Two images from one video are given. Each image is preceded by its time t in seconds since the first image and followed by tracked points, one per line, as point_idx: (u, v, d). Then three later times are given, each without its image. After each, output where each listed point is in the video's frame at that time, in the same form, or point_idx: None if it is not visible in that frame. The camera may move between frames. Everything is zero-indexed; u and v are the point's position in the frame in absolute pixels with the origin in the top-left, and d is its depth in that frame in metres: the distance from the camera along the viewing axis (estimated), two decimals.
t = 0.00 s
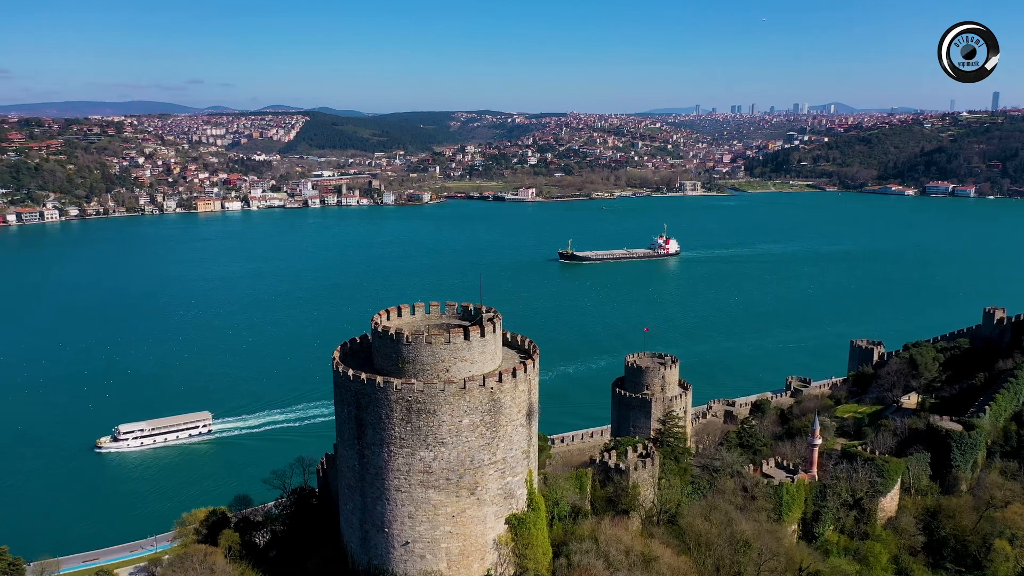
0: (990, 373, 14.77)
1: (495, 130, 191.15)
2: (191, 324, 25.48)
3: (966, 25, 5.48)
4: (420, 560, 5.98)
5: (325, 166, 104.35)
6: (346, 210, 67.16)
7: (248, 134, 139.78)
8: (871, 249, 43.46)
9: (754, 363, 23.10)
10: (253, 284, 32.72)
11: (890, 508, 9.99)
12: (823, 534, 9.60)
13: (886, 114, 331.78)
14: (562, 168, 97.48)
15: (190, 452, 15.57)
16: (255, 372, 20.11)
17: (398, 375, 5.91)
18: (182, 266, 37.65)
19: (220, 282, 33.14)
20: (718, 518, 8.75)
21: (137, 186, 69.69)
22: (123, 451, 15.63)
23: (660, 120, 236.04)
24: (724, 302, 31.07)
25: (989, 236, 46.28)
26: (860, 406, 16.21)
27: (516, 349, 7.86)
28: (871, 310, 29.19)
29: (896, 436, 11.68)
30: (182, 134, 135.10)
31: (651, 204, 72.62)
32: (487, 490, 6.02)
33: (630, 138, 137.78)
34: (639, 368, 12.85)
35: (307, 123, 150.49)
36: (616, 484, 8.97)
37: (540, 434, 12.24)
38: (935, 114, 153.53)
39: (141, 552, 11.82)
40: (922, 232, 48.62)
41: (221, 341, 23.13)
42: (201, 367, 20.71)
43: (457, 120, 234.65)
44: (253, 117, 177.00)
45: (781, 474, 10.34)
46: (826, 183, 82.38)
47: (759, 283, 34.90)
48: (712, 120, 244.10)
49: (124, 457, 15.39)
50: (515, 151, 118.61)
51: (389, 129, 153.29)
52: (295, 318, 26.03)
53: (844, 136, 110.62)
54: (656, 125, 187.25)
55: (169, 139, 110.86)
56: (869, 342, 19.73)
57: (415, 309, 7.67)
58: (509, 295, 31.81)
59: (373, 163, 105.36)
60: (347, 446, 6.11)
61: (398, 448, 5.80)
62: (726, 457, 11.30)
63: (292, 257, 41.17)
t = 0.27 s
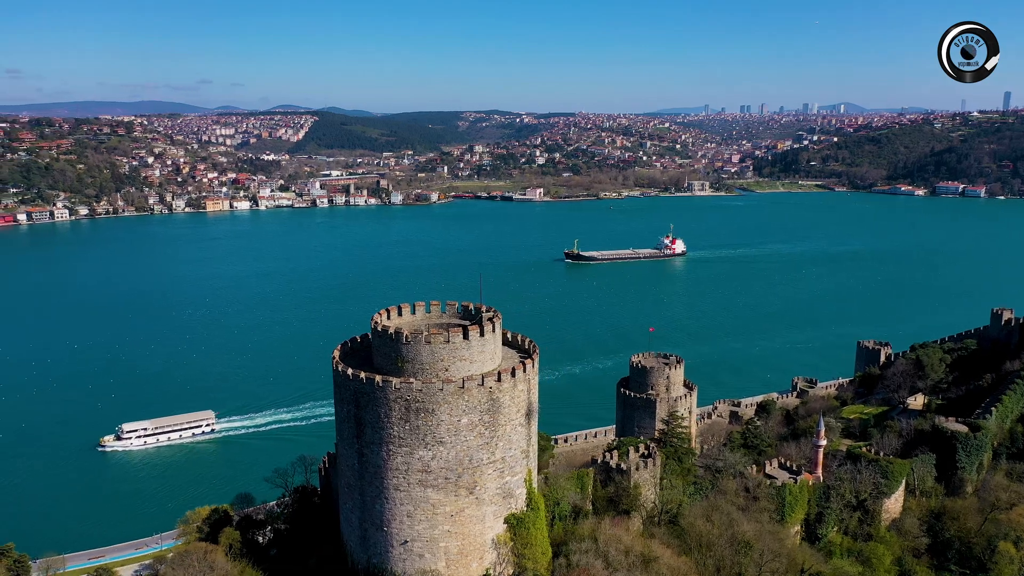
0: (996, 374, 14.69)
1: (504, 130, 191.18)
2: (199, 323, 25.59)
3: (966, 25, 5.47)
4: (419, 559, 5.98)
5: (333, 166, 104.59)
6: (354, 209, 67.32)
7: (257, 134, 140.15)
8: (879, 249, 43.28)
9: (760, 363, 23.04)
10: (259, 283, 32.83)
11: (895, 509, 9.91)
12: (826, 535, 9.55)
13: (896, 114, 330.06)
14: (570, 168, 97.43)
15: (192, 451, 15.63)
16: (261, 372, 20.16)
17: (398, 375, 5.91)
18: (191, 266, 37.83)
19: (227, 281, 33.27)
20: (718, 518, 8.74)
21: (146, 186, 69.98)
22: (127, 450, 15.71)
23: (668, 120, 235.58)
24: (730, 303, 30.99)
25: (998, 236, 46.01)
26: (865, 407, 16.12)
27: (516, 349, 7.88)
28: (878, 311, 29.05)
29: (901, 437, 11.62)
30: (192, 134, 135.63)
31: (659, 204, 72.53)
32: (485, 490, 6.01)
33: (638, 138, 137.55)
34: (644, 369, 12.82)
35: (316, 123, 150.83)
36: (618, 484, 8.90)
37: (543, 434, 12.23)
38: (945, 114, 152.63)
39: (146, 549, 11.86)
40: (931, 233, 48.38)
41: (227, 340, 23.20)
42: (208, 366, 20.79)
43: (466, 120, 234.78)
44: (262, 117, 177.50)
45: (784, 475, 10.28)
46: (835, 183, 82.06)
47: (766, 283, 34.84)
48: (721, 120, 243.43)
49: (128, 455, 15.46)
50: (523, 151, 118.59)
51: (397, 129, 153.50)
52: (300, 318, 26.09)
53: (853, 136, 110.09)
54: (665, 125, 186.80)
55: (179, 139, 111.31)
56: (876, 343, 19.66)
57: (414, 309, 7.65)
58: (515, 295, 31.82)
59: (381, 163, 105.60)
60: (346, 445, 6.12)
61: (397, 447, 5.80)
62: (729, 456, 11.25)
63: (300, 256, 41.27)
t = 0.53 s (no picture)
0: (1003, 376, 14.60)
1: (512, 130, 191.16)
2: (206, 322, 25.68)
3: (966, 26, 5.44)
4: (418, 558, 5.97)
5: (342, 165, 104.82)
6: (361, 209, 67.46)
7: (266, 134, 140.63)
8: (888, 250, 43.04)
9: (766, 364, 22.97)
10: (266, 283, 32.92)
11: (899, 511, 9.85)
12: (829, 536, 9.49)
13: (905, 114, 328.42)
14: (578, 168, 97.36)
15: (196, 450, 15.67)
16: (267, 371, 20.21)
17: (397, 374, 5.91)
18: (198, 265, 37.99)
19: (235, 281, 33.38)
20: (720, 519, 8.70)
21: (156, 185, 70.32)
22: (131, 449, 15.76)
23: (677, 120, 235.05)
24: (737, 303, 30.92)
25: (1009, 237, 45.67)
26: (871, 408, 16.03)
27: (515, 348, 7.86)
28: (886, 312, 28.89)
29: (906, 438, 11.55)
30: (201, 134, 136.21)
31: (667, 204, 72.41)
32: (484, 490, 5.99)
33: (647, 138, 137.33)
34: (649, 369, 12.79)
35: (325, 123, 151.15)
36: (619, 485, 8.83)
37: (546, 434, 12.21)
38: (956, 114, 151.68)
39: (151, 547, 11.90)
40: (940, 234, 48.13)
41: (233, 340, 23.29)
42: (214, 366, 20.85)
43: (474, 120, 234.69)
44: (272, 117, 178.06)
45: (787, 476, 10.23)
46: (844, 183, 81.72)
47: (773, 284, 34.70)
48: (730, 120, 242.72)
49: (131, 454, 15.51)
50: (531, 151, 118.56)
51: (406, 129, 153.72)
52: (306, 317, 26.15)
53: (863, 136, 109.56)
54: (673, 125, 186.46)
55: (188, 139, 111.81)
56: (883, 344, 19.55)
57: (414, 309, 7.64)
58: (521, 295, 31.81)
59: (389, 163, 105.78)
60: (346, 444, 6.12)
61: (396, 446, 5.80)
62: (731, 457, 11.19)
63: (308, 256, 41.38)
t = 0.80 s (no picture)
0: (1012, 377, 14.47)
1: (522, 130, 191.14)
2: (214, 321, 25.80)
3: (966, 25, 5.41)
4: (416, 557, 5.96)
5: (351, 165, 105.07)
6: (370, 209, 67.60)
7: (277, 134, 141.12)
8: (899, 250, 42.77)
9: (772, 364, 22.88)
10: (274, 282, 33.04)
11: (904, 513, 9.78)
12: (833, 537, 9.42)
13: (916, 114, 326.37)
14: (587, 168, 97.28)
15: (199, 449, 15.74)
16: (273, 370, 20.29)
17: (396, 374, 5.90)
18: (207, 264, 38.17)
19: (243, 280, 33.52)
20: (721, 520, 8.64)
21: (166, 185, 70.72)
22: (134, 448, 15.85)
23: (687, 120, 234.42)
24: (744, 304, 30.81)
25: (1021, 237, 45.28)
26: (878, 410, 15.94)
27: (515, 347, 7.85)
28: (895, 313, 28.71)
29: (913, 440, 11.45)
30: (213, 134, 136.86)
31: (676, 204, 72.24)
32: (482, 489, 5.98)
33: (657, 138, 137.05)
34: (654, 369, 12.75)
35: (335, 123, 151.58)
36: (621, 485, 8.72)
37: (549, 434, 12.18)
38: (969, 114, 150.54)
39: (156, 545, 11.95)
40: (952, 234, 47.79)
41: (239, 339, 23.38)
42: (222, 365, 20.91)
43: (484, 120, 234.66)
44: (283, 117, 178.73)
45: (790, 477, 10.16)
46: (855, 183, 81.28)
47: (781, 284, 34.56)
48: (740, 120, 241.82)
49: (135, 453, 15.60)
50: (541, 151, 118.49)
51: (416, 129, 153.95)
52: (313, 317, 26.23)
53: (875, 136, 108.92)
54: (683, 125, 185.95)
55: (200, 139, 112.37)
56: (892, 345, 19.43)
57: (414, 308, 7.63)
58: (529, 294, 31.81)
59: (399, 163, 105.97)
60: (345, 443, 6.11)
61: (394, 445, 5.79)
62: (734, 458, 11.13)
63: (316, 255, 41.50)
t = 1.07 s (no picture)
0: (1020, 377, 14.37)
1: (531, 130, 191.10)
2: (221, 320, 25.89)
3: (966, 25, 5.39)
4: (415, 556, 5.97)
5: (360, 165, 105.28)
6: (378, 209, 67.73)
7: (286, 134, 141.54)
8: (908, 251, 42.55)
9: (779, 365, 22.80)
10: (281, 282, 33.12)
11: (908, 515, 9.71)
12: (836, 539, 9.37)
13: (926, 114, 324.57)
14: (595, 168, 97.18)
15: (202, 448, 15.81)
16: (279, 369, 20.33)
17: (395, 372, 5.90)
18: (215, 263, 38.33)
19: (251, 279, 33.61)
20: (722, 520, 8.61)
21: (176, 184, 71.03)
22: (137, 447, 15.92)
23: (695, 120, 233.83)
24: (750, 304, 30.70)
25: None
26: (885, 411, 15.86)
27: (516, 346, 7.84)
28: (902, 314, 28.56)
29: (918, 442, 11.37)
30: (222, 134, 137.38)
31: (684, 204, 72.10)
32: (481, 488, 5.98)
33: (665, 138, 136.81)
34: (659, 369, 12.73)
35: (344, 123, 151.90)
36: (623, 485, 8.71)
37: (552, 434, 12.17)
38: (981, 114, 149.57)
39: (162, 543, 12.00)
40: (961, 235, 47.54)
41: (244, 338, 23.45)
42: (228, 365, 20.95)
43: (492, 120, 234.67)
44: (292, 117, 179.22)
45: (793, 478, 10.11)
46: (864, 183, 80.93)
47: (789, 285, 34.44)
48: (749, 120, 241.11)
49: (138, 452, 15.66)
50: (549, 151, 118.44)
51: (424, 129, 154.12)
52: (319, 316, 26.29)
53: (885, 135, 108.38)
54: (691, 125, 185.47)
55: (209, 138, 112.83)
56: (899, 346, 19.32)
57: (414, 307, 7.63)
58: (535, 294, 31.80)
59: (407, 162, 106.12)
60: (344, 441, 6.12)
61: (393, 444, 5.79)
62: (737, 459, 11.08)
63: (324, 254, 41.59)
